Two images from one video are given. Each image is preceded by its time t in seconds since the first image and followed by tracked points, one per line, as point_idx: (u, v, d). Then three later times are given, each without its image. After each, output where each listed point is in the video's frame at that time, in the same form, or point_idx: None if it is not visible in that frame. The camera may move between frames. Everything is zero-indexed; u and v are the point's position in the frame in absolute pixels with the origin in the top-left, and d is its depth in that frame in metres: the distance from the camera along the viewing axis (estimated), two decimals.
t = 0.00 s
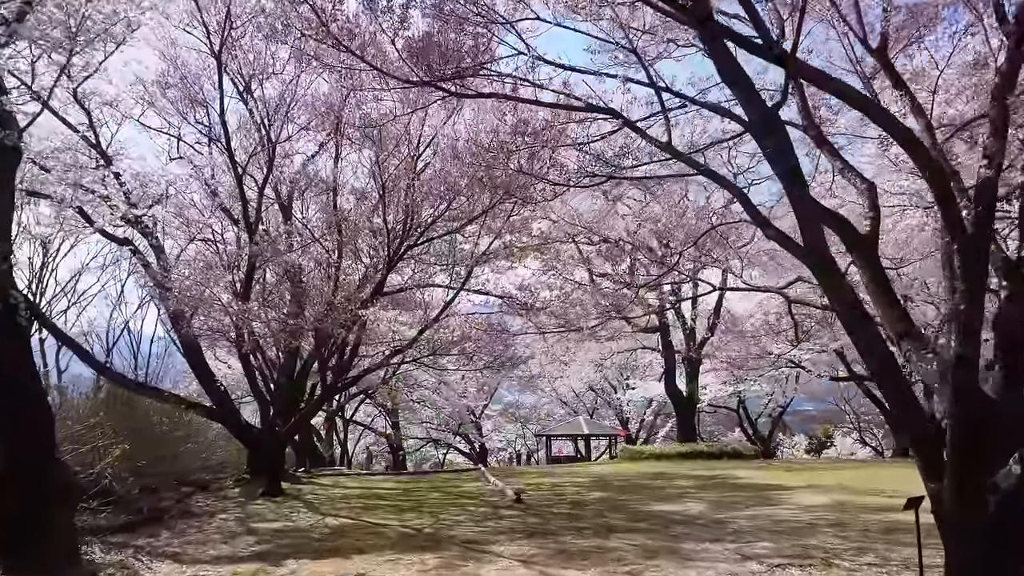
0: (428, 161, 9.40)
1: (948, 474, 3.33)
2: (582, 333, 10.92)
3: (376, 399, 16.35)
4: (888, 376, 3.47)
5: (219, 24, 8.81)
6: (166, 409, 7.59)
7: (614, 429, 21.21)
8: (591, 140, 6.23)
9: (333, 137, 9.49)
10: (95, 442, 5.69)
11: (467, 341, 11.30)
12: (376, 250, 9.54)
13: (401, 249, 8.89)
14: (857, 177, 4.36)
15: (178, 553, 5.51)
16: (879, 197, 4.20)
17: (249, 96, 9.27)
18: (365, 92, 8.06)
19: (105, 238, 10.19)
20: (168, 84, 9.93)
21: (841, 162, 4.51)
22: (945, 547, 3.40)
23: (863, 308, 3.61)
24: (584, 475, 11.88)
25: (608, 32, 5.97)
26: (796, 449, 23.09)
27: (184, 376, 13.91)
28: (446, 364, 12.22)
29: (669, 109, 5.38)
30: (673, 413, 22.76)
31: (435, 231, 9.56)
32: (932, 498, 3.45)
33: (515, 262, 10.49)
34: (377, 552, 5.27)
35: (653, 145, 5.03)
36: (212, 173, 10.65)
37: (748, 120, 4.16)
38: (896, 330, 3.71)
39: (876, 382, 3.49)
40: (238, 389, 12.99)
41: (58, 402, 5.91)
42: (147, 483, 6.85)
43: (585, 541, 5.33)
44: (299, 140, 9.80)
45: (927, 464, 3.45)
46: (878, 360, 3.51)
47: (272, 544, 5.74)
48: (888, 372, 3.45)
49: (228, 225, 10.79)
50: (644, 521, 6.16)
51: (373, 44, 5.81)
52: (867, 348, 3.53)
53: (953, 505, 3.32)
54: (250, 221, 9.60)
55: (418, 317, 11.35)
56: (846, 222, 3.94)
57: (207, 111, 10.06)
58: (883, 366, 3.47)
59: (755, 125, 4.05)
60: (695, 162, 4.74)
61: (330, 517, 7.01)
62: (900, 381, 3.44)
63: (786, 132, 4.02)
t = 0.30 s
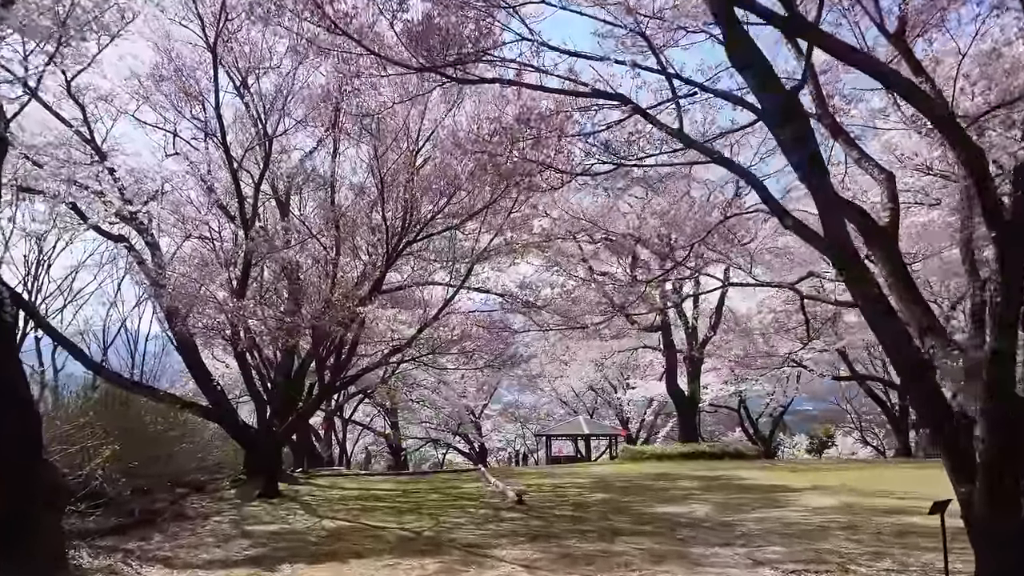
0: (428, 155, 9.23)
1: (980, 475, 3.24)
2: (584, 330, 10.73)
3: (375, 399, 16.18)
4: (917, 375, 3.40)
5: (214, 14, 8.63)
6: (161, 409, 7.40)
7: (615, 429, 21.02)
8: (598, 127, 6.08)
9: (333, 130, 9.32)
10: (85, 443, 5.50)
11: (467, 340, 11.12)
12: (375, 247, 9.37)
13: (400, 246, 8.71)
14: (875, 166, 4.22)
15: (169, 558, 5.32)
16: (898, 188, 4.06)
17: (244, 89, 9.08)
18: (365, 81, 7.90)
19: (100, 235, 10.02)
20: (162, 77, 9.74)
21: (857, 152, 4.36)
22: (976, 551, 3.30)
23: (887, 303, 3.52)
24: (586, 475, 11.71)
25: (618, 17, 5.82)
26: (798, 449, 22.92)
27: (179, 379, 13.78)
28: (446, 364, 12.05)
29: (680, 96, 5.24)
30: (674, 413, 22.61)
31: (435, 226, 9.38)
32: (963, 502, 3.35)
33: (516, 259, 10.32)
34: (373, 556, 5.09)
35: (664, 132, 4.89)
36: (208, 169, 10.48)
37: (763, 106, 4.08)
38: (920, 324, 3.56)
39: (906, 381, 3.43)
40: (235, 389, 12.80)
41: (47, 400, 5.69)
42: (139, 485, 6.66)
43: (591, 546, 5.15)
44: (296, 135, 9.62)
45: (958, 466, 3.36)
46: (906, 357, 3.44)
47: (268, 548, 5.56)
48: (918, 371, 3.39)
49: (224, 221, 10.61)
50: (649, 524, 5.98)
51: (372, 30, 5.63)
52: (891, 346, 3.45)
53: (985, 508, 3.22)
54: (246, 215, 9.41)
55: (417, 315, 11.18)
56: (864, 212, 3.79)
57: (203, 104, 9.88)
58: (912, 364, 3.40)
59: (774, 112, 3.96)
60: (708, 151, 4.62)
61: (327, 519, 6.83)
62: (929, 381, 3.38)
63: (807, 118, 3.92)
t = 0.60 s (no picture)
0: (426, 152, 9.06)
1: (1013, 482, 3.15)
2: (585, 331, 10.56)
3: (373, 399, 16.01)
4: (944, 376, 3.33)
5: (208, 7, 8.45)
6: (152, 412, 7.21)
7: (615, 429, 20.87)
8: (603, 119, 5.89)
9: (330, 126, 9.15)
10: (70, 447, 5.30)
11: (466, 340, 10.95)
12: (372, 246, 9.20)
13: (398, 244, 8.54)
14: (892, 159, 4.07)
15: (157, 566, 5.13)
16: (916, 179, 3.94)
17: (240, 85, 8.88)
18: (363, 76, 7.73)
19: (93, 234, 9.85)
20: (155, 72, 9.56)
21: (872, 143, 4.21)
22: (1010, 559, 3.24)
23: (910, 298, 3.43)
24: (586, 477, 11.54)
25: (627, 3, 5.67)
26: (799, 450, 22.76)
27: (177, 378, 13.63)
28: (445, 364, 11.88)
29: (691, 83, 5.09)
30: (674, 413, 22.44)
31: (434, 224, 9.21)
32: (996, 511, 3.28)
33: (516, 258, 10.14)
34: (368, 564, 4.91)
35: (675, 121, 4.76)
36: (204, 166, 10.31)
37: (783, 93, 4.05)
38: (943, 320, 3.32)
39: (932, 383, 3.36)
40: (232, 390, 12.63)
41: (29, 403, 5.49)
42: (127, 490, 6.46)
43: (594, 553, 4.97)
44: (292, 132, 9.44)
45: (991, 472, 3.28)
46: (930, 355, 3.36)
47: (260, 555, 5.39)
48: (945, 371, 3.31)
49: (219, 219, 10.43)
50: (654, 529, 5.81)
51: (369, 18, 5.45)
52: (917, 343, 3.36)
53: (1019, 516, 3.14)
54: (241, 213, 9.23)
55: (416, 315, 11.01)
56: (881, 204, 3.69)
57: (197, 100, 9.69)
58: (939, 364, 3.32)
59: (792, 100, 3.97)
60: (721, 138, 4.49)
61: (322, 524, 6.65)
62: (960, 384, 3.30)
63: (826, 104, 3.90)
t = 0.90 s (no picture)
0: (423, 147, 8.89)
1: None
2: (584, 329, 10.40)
3: (370, 399, 15.84)
4: (964, 371, 3.28)
5: None
6: (142, 412, 7.02)
7: (615, 429, 20.72)
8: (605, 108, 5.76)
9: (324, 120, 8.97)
10: (53, 449, 5.12)
11: (464, 339, 10.78)
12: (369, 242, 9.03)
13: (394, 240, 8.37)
14: (908, 147, 4.07)
15: (142, 573, 4.96)
16: (933, 166, 3.91)
17: (232, 79, 8.68)
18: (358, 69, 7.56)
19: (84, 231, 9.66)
20: (146, 65, 9.37)
21: (885, 130, 4.16)
22: None
23: (930, 289, 3.36)
24: (586, 478, 11.36)
25: None
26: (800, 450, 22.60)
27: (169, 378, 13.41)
28: (443, 363, 11.71)
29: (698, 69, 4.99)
30: (674, 413, 22.24)
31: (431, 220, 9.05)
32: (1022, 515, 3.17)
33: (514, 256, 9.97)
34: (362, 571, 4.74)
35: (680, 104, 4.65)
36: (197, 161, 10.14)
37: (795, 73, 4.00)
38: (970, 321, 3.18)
39: (952, 377, 3.31)
40: (227, 390, 12.45)
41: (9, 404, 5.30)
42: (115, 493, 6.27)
43: (596, 558, 4.81)
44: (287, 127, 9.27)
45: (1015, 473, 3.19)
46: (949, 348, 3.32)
47: (250, 560, 5.21)
48: (965, 367, 3.26)
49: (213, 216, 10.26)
50: (656, 534, 5.64)
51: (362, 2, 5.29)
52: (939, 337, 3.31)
53: None
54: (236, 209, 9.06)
55: (413, 314, 10.84)
56: (896, 194, 3.64)
57: (190, 94, 9.51)
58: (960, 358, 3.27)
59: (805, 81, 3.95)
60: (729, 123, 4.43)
61: (316, 527, 6.48)
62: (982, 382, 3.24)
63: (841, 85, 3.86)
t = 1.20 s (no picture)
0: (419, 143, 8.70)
1: None
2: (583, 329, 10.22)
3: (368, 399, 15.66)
4: (985, 368, 3.25)
5: None
6: (131, 413, 6.84)
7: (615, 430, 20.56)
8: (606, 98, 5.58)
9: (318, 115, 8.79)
10: (34, 452, 4.93)
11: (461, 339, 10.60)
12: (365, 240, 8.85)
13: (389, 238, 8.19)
14: (922, 137, 3.96)
15: None
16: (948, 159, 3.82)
17: (224, 73, 8.49)
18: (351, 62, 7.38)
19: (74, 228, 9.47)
20: (137, 59, 9.19)
21: (898, 120, 4.02)
22: None
23: (950, 285, 3.32)
24: (586, 480, 11.15)
25: None
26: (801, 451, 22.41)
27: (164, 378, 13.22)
28: (441, 363, 11.53)
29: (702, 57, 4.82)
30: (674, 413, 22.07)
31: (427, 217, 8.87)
32: None
33: (513, 254, 9.79)
34: None
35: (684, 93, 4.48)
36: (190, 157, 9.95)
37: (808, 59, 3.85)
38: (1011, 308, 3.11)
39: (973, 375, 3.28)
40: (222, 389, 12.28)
41: None
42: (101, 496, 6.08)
43: (596, 566, 4.64)
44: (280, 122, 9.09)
45: None
46: (969, 346, 3.28)
47: (238, 568, 5.05)
48: (988, 364, 3.23)
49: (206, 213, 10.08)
50: (658, 540, 5.47)
51: None
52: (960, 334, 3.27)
53: None
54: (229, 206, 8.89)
55: (410, 313, 10.66)
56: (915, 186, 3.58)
57: (182, 89, 9.32)
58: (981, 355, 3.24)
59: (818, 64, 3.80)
60: (735, 112, 4.29)
61: (308, 532, 6.31)
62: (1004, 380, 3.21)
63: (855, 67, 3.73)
